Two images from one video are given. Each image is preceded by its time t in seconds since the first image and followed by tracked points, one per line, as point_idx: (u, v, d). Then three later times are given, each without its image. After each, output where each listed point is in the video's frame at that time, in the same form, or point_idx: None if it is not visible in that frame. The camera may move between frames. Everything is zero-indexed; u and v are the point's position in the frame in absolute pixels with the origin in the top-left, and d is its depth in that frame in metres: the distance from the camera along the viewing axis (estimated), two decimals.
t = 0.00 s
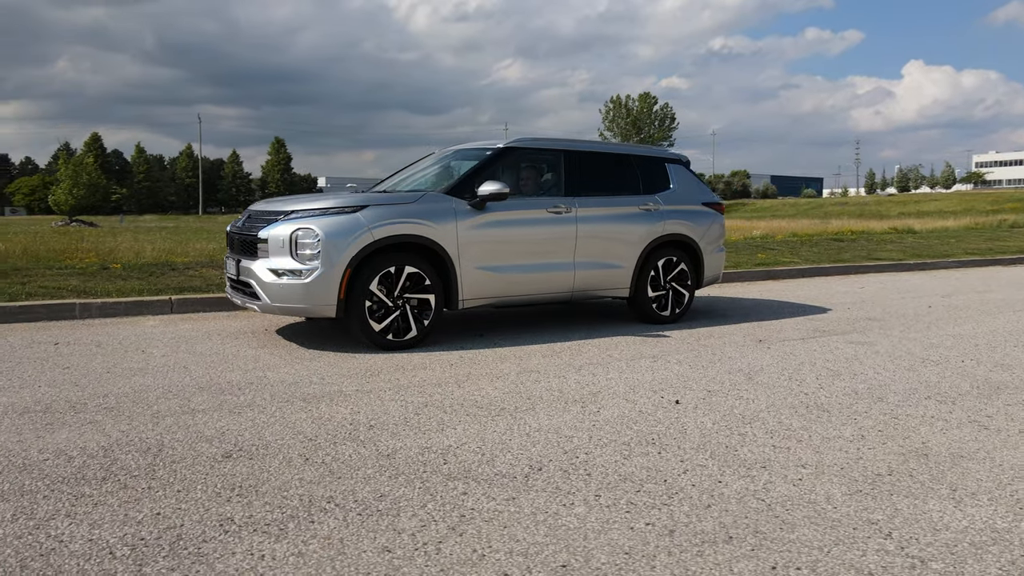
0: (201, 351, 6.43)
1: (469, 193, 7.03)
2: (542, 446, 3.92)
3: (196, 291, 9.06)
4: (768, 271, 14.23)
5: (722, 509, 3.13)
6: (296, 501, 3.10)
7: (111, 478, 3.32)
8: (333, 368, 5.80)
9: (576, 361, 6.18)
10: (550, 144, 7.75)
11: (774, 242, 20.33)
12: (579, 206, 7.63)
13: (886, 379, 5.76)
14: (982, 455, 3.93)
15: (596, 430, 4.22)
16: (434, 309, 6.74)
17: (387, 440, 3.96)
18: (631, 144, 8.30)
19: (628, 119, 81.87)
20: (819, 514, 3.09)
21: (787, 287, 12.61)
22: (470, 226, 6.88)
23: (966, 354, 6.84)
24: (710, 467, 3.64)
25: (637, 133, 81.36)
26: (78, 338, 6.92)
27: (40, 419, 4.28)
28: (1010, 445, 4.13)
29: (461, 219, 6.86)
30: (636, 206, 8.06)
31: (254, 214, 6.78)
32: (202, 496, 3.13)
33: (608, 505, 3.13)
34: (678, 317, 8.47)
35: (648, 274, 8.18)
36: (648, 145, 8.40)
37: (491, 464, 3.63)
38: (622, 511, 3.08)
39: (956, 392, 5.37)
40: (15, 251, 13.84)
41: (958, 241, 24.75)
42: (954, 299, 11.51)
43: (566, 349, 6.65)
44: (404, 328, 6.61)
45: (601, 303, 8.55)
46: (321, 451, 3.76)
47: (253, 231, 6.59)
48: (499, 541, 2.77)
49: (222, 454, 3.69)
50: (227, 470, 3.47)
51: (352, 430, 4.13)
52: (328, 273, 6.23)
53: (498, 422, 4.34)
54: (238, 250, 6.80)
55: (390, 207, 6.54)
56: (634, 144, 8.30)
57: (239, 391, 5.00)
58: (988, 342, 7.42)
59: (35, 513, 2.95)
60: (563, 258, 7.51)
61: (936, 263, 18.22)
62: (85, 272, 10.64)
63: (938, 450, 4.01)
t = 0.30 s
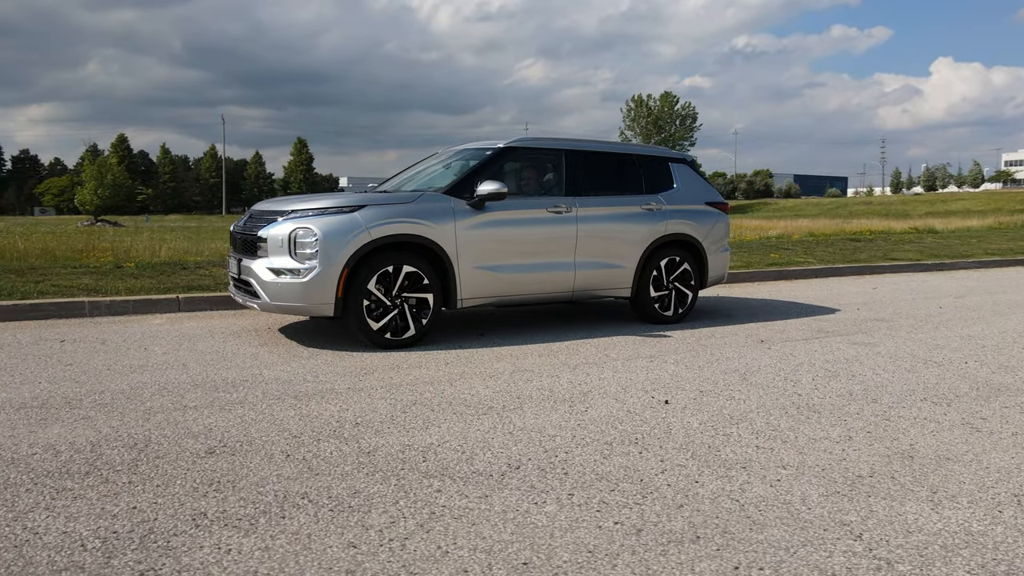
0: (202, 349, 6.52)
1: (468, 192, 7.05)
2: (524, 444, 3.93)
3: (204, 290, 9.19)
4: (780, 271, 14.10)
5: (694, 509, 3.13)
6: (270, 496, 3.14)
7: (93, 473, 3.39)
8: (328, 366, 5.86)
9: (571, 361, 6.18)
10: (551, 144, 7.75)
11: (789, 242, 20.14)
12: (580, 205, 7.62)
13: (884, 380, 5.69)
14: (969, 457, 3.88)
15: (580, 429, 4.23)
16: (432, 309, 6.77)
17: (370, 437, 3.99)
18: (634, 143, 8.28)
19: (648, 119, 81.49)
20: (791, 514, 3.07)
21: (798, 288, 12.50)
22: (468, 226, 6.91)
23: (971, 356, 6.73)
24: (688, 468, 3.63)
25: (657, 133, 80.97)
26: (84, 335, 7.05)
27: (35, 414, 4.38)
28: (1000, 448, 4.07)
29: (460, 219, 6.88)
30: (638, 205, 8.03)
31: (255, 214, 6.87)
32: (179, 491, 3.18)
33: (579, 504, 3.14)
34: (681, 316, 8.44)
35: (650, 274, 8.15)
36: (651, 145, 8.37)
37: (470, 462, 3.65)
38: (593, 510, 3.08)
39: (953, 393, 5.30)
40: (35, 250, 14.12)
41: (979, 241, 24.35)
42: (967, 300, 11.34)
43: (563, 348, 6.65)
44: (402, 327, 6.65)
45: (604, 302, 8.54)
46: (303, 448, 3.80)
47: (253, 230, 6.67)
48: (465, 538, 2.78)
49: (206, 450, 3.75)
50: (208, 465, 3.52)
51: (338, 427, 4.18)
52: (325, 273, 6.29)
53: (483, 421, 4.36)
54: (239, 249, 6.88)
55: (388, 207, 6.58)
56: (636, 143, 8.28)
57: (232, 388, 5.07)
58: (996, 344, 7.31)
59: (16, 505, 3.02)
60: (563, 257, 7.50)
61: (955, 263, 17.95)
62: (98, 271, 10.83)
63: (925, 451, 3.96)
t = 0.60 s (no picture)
0: (200, 347, 6.59)
1: (465, 192, 7.04)
2: (502, 443, 3.93)
3: (210, 289, 9.29)
4: (790, 271, 13.97)
5: (663, 508, 3.10)
6: (240, 492, 3.16)
7: (71, 467, 3.43)
8: (321, 364, 5.89)
9: (565, 361, 6.16)
10: (550, 143, 7.73)
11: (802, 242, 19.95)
12: (579, 205, 7.60)
13: (880, 381, 5.61)
14: (953, 458, 3.82)
15: (561, 428, 4.22)
16: (428, 308, 6.79)
17: (350, 434, 4.01)
18: (635, 142, 8.24)
19: (666, 119, 81.11)
20: (761, 515, 3.04)
21: (807, 288, 12.39)
22: (465, 225, 6.91)
23: (974, 357, 6.62)
24: (664, 467, 3.60)
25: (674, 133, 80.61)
26: (87, 333, 7.15)
27: (26, 409, 4.45)
28: (987, 449, 4.00)
29: (456, 218, 6.89)
30: (638, 205, 7.99)
31: (253, 213, 6.92)
32: (152, 486, 3.21)
33: (548, 502, 3.13)
34: (682, 317, 8.39)
35: (650, 274, 8.11)
36: (652, 144, 8.31)
37: (446, 459, 3.66)
38: (561, 508, 3.07)
39: (949, 395, 5.23)
40: (50, 250, 14.34)
41: (999, 241, 23.95)
42: (979, 301, 11.16)
43: (559, 348, 6.64)
44: (398, 326, 6.68)
45: (605, 302, 8.51)
46: (282, 444, 3.83)
47: (251, 230, 6.72)
48: (427, 535, 2.78)
49: (185, 446, 3.78)
50: (185, 461, 3.56)
51: (320, 424, 4.20)
52: (321, 272, 6.33)
53: (465, 420, 4.36)
54: (238, 248, 6.94)
55: (384, 207, 6.61)
56: (637, 142, 8.23)
57: (223, 386, 5.11)
58: (1001, 345, 7.19)
59: None
60: (561, 257, 7.49)
61: (972, 263, 17.68)
62: (108, 270, 10.98)
63: (909, 453, 3.91)
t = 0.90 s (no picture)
0: (197, 345, 6.67)
1: (460, 192, 7.05)
2: (477, 442, 3.93)
3: (214, 288, 9.39)
4: (801, 271, 13.83)
5: (625, 510, 3.09)
6: (207, 489, 3.20)
7: (48, 464, 3.49)
8: (312, 363, 5.93)
9: (556, 361, 6.15)
10: (547, 143, 7.71)
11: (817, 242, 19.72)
12: (575, 205, 7.58)
13: (872, 384, 5.54)
14: (931, 462, 3.76)
15: (539, 428, 4.21)
16: (422, 307, 6.81)
17: (327, 433, 4.04)
18: (634, 141, 8.19)
19: (685, 118, 80.60)
20: (723, 518, 3.01)
21: (816, 289, 12.25)
22: (459, 225, 6.92)
23: (975, 359, 6.51)
24: (634, 469, 3.59)
25: (693, 132, 80.09)
26: (89, 331, 7.26)
27: (16, 406, 4.53)
28: (970, 453, 3.93)
29: (451, 218, 6.90)
30: (636, 205, 7.95)
31: (251, 213, 6.98)
32: (121, 483, 3.26)
33: (511, 503, 3.13)
34: (682, 317, 8.33)
35: (649, 274, 8.07)
36: (652, 143, 8.27)
37: (417, 459, 3.67)
38: (523, 508, 3.07)
39: (940, 398, 5.14)
40: (65, 249, 14.57)
41: (1021, 241, 23.51)
42: (991, 302, 10.96)
43: (552, 348, 6.64)
44: (392, 326, 6.71)
45: (604, 302, 8.49)
46: (258, 442, 3.86)
47: (247, 229, 6.78)
48: (383, 534, 2.79)
49: (163, 443, 3.83)
50: (160, 458, 3.60)
51: (298, 423, 4.23)
52: (314, 271, 6.38)
53: (444, 419, 4.37)
54: (235, 248, 7.01)
55: (378, 207, 6.64)
56: (636, 142, 8.19)
57: (211, 384, 5.17)
58: (1004, 347, 7.06)
59: None
60: (558, 257, 7.47)
61: (990, 263, 17.38)
62: (118, 269, 11.15)
63: (887, 456, 3.85)
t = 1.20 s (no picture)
0: (193, 343, 6.76)
1: (455, 191, 7.06)
2: (448, 441, 3.94)
3: (219, 286, 9.51)
4: (813, 271, 13.64)
5: (582, 511, 3.07)
6: (170, 485, 3.24)
7: (22, 458, 3.56)
8: (303, 361, 5.98)
9: (546, 361, 6.14)
10: (544, 141, 7.69)
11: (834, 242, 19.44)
12: (572, 204, 7.55)
13: (863, 385, 5.45)
14: (906, 466, 3.69)
15: (513, 428, 4.21)
16: (416, 306, 6.84)
17: (301, 430, 4.07)
18: (633, 140, 8.14)
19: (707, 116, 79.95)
20: (679, 520, 2.99)
21: (827, 289, 12.09)
22: (453, 224, 6.93)
23: (975, 361, 6.38)
24: (600, 469, 3.57)
25: (716, 130, 79.40)
26: (92, 328, 7.39)
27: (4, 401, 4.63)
28: (949, 457, 3.86)
29: (445, 217, 6.91)
30: (635, 204, 7.91)
31: (248, 213, 7.06)
32: (88, 478, 3.31)
33: (469, 502, 3.13)
34: (682, 317, 8.26)
35: (648, 273, 8.02)
36: (652, 142, 8.20)
37: (384, 457, 3.68)
38: (479, 508, 3.07)
39: (930, 400, 5.05)
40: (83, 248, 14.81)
41: None
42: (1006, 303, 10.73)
43: (544, 348, 6.62)
44: (385, 324, 6.74)
45: (604, 301, 8.45)
46: (231, 439, 3.90)
47: (243, 228, 6.85)
48: (334, 532, 2.81)
49: (138, 439, 3.89)
50: (132, 454, 3.66)
51: (275, 420, 4.27)
52: (307, 270, 6.43)
53: (420, 418, 4.38)
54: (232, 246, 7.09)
55: (371, 206, 6.67)
56: (635, 140, 8.14)
57: (199, 381, 5.23)
58: (1008, 349, 6.92)
59: None
60: (554, 256, 7.46)
61: (1012, 264, 17.00)
62: (130, 267, 11.32)
63: (862, 460, 3.79)
